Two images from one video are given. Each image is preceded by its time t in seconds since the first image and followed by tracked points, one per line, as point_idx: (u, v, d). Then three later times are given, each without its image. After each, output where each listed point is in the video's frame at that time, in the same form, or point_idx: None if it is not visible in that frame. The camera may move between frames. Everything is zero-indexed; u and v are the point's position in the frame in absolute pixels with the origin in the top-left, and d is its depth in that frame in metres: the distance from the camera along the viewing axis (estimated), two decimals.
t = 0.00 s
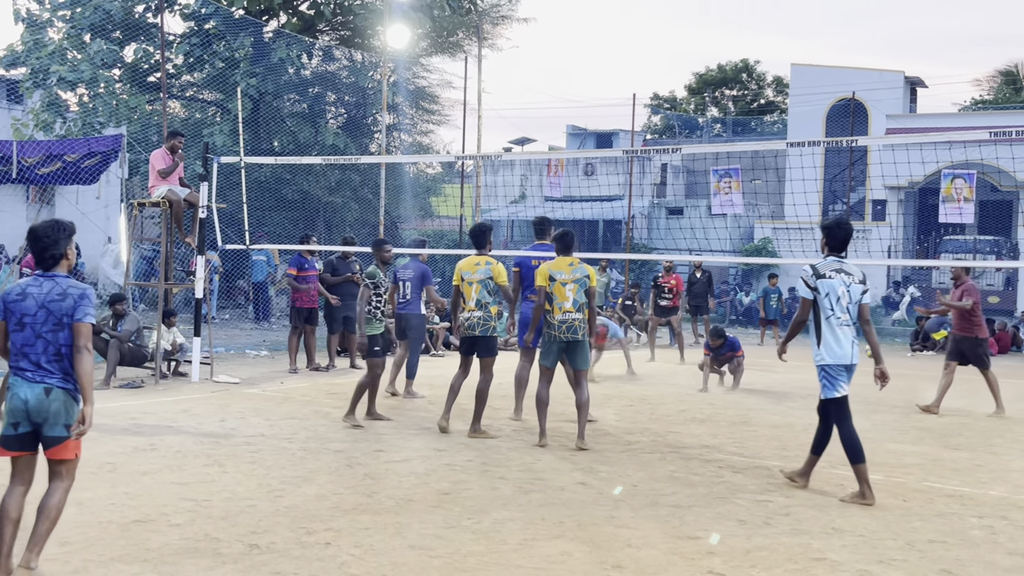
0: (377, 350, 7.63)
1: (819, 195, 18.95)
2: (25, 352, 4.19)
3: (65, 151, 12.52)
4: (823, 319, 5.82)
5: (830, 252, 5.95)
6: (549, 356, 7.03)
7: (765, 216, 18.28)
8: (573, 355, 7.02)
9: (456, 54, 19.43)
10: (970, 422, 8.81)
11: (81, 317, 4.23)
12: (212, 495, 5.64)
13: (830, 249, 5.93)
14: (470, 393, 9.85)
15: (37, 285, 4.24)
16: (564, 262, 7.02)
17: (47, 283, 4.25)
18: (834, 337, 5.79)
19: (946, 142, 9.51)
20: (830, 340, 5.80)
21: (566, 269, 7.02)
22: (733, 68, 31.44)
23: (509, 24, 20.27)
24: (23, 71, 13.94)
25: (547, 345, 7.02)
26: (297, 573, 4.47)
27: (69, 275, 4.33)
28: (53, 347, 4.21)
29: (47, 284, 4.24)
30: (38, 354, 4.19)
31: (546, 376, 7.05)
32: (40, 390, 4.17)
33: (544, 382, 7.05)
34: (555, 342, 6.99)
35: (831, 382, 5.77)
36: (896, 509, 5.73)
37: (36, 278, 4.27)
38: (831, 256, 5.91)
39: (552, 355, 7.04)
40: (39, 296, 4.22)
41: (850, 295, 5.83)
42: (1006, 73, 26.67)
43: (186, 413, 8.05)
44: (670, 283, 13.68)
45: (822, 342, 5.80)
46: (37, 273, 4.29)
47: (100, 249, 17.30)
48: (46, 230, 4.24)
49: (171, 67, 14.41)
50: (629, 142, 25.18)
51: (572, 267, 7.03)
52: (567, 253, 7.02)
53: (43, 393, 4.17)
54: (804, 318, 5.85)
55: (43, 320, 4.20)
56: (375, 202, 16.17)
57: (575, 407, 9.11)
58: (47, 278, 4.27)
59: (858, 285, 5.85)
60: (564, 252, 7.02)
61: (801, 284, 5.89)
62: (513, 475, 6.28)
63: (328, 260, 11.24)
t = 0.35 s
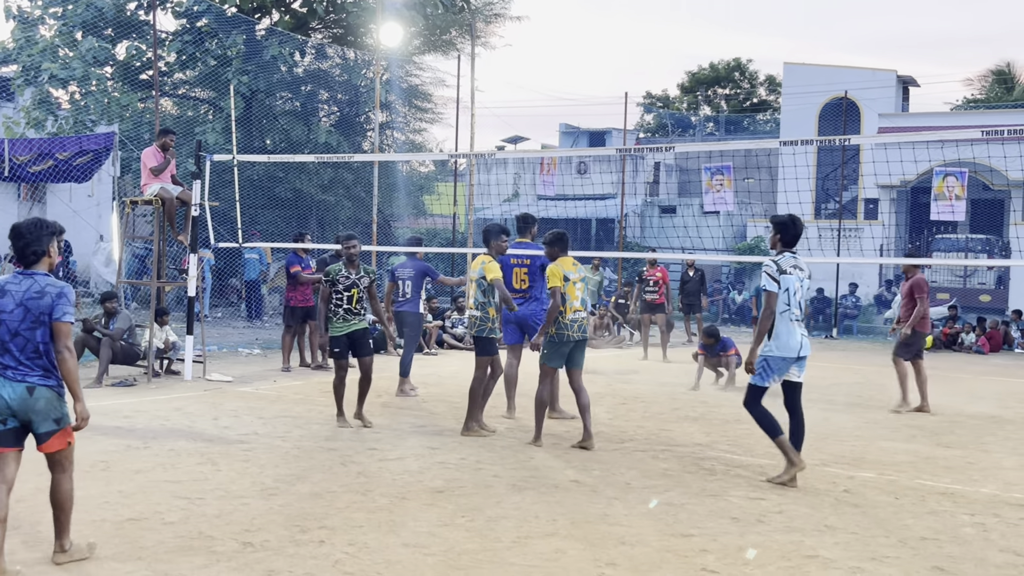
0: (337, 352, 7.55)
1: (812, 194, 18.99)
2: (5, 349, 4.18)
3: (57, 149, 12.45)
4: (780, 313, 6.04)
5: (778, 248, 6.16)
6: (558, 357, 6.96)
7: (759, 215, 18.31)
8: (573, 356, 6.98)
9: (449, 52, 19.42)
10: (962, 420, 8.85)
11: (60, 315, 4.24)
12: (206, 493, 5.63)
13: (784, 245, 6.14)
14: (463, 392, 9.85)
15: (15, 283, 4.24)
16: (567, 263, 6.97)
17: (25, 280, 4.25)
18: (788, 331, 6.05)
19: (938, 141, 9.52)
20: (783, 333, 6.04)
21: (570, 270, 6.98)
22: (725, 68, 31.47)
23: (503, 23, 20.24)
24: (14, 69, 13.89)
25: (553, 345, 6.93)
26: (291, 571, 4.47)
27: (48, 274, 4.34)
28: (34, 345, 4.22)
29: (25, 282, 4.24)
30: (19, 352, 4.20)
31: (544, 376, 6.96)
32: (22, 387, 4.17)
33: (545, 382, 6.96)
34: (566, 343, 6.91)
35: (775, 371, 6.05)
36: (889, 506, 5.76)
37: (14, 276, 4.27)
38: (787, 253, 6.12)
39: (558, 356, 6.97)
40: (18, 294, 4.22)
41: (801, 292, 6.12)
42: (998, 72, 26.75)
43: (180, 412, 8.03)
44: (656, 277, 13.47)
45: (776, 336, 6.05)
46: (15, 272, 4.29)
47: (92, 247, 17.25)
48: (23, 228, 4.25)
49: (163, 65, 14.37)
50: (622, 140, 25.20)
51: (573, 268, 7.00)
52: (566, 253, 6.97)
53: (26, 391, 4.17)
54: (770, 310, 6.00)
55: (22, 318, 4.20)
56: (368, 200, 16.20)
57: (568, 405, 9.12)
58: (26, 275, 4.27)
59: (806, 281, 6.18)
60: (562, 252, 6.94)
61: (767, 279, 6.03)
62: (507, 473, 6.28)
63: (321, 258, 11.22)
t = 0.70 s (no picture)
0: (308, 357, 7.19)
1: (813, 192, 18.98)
2: (34, 346, 4.27)
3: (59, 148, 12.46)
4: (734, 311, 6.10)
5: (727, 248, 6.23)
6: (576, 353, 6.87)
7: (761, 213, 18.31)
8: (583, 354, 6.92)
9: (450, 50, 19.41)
10: (964, 417, 8.84)
11: (87, 313, 4.32)
12: (209, 490, 5.64)
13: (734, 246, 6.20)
14: (466, 389, 9.85)
15: (44, 281, 4.32)
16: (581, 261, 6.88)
17: (53, 279, 4.33)
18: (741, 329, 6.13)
19: (940, 138, 9.50)
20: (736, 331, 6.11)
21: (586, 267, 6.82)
22: (726, 65, 31.42)
23: (504, 21, 20.22)
24: (16, 67, 13.73)
25: (575, 343, 6.85)
26: (295, 568, 4.49)
27: (75, 272, 4.41)
28: (61, 342, 4.29)
29: (53, 281, 4.32)
30: (47, 348, 4.27)
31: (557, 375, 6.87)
32: (52, 382, 4.26)
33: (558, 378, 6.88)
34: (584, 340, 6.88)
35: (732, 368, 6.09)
36: (891, 503, 5.76)
37: (42, 275, 4.35)
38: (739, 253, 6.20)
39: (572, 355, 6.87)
40: (45, 293, 4.30)
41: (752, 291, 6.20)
42: (1000, 69, 26.72)
43: (183, 410, 8.04)
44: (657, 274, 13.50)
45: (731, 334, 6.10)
46: (43, 271, 4.37)
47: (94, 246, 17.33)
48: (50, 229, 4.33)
49: (165, 63, 14.42)
50: (623, 138, 25.19)
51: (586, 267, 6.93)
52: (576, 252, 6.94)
53: (55, 385, 4.26)
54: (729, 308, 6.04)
55: (50, 316, 4.28)
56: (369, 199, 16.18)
57: (571, 403, 9.13)
58: (54, 275, 4.35)
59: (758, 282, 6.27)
60: (574, 251, 6.92)
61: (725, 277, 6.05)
62: (510, 470, 6.29)
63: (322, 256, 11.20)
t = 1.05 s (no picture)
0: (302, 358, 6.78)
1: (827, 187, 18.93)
2: (86, 339, 4.42)
3: (76, 147, 12.44)
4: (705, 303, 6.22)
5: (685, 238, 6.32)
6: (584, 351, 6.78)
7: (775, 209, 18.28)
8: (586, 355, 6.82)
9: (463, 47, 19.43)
10: (981, 414, 8.80)
11: (139, 309, 4.49)
12: (227, 487, 5.67)
13: (698, 238, 6.29)
14: (480, 386, 9.87)
15: (96, 276, 4.47)
16: (587, 258, 6.86)
17: (104, 275, 4.48)
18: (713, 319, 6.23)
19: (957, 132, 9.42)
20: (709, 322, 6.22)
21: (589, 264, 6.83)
22: (739, 60, 31.32)
23: (517, 17, 20.21)
24: (34, 66, 14.21)
25: (582, 341, 6.75)
26: (313, 563, 4.51)
27: (124, 269, 4.58)
28: (112, 336, 4.47)
29: (104, 276, 4.47)
30: (99, 341, 4.44)
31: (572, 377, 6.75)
32: (103, 373, 4.42)
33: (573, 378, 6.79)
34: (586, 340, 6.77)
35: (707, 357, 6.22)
36: (907, 500, 5.75)
37: (94, 270, 4.50)
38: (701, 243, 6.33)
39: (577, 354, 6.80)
40: (98, 288, 4.45)
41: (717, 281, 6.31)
42: (1015, 63, 26.56)
43: (199, 406, 8.09)
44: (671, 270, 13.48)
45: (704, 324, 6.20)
46: (95, 266, 4.53)
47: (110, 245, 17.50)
48: (105, 228, 4.50)
49: (179, 62, 14.38)
50: (636, 134, 25.17)
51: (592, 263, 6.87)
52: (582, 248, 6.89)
53: (105, 376, 4.42)
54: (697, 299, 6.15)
55: (102, 311, 4.43)
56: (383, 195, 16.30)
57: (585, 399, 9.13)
58: (105, 271, 4.50)
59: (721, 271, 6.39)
60: (580, 247, 6.84)
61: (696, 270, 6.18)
62: (525, 467, 6.30)
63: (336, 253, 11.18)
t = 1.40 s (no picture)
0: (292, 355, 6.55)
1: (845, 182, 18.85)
2: (128, 338, 4.51)
3: (93, 146, 12.38)
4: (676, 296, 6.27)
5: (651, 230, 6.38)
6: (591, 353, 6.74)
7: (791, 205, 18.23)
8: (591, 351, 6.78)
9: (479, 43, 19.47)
10: (1001, 410, 8.74)
11: (178, 309, 4.56)
12: (245, 483, 5.69)
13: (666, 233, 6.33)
14: (496, 382, 9.87)
15: (138, 279, 4.56)
16: (592, 253, 6.75)
17: (145, 277, 4.58)
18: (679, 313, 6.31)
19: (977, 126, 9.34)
20: (676, 314, 6.30)
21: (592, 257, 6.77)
22: (755, 55, 31.20)
23: (532, 13, 20.19)
24: (52, 65, 14.38)
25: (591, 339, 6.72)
26: (331, 560, 4.52)
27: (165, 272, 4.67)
28: (153, 335, 4.54)
29: (146, 279, 4.57)
30: (140, 340, 4.52)
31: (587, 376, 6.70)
32: (142, 371, 4.49)
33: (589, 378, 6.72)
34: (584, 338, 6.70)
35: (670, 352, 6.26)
36: (926, 496, 5.72)
37: (136, 273, 4.59)
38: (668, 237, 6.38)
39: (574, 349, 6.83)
40: (140, 289, 4.54)
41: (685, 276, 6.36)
42: None
43: (217, 404, 8.12)
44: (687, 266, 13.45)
45: (674, 318, 6.26)
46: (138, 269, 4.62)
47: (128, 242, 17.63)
48: (143, 231, 4.56)
49: (196, 60, 14.58)
50: (651, 130, 25.12)
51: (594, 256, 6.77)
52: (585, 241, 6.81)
53: (145, 374, 4.50)
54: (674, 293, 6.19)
55: (143, 311, 4.51)
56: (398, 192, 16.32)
57: (602, 396, 9.13)
58: (146, 273, 4.60)
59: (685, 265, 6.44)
60: (582, 241, 6.77)
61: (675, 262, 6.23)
62: (542, 463, 6.29)
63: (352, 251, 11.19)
